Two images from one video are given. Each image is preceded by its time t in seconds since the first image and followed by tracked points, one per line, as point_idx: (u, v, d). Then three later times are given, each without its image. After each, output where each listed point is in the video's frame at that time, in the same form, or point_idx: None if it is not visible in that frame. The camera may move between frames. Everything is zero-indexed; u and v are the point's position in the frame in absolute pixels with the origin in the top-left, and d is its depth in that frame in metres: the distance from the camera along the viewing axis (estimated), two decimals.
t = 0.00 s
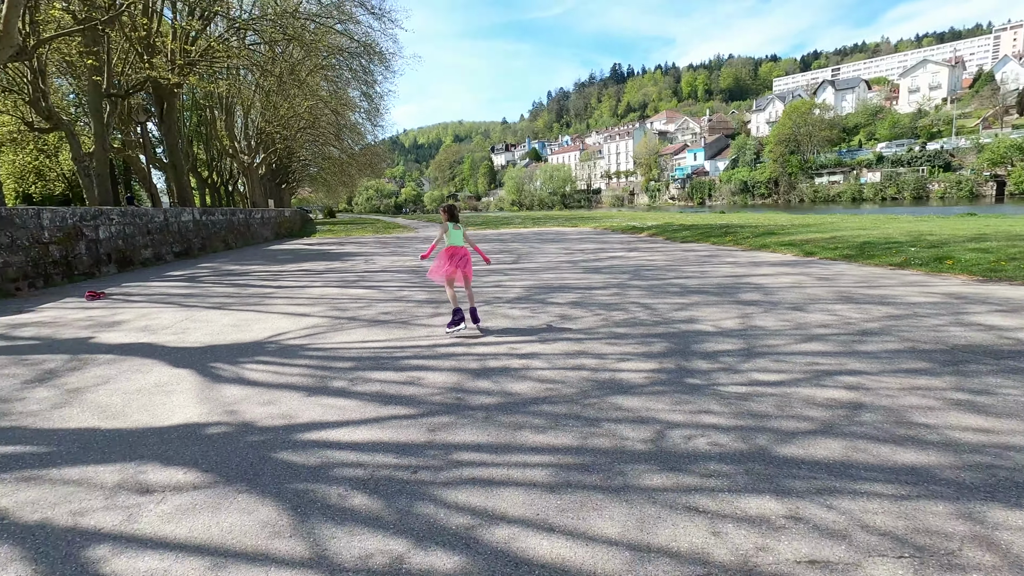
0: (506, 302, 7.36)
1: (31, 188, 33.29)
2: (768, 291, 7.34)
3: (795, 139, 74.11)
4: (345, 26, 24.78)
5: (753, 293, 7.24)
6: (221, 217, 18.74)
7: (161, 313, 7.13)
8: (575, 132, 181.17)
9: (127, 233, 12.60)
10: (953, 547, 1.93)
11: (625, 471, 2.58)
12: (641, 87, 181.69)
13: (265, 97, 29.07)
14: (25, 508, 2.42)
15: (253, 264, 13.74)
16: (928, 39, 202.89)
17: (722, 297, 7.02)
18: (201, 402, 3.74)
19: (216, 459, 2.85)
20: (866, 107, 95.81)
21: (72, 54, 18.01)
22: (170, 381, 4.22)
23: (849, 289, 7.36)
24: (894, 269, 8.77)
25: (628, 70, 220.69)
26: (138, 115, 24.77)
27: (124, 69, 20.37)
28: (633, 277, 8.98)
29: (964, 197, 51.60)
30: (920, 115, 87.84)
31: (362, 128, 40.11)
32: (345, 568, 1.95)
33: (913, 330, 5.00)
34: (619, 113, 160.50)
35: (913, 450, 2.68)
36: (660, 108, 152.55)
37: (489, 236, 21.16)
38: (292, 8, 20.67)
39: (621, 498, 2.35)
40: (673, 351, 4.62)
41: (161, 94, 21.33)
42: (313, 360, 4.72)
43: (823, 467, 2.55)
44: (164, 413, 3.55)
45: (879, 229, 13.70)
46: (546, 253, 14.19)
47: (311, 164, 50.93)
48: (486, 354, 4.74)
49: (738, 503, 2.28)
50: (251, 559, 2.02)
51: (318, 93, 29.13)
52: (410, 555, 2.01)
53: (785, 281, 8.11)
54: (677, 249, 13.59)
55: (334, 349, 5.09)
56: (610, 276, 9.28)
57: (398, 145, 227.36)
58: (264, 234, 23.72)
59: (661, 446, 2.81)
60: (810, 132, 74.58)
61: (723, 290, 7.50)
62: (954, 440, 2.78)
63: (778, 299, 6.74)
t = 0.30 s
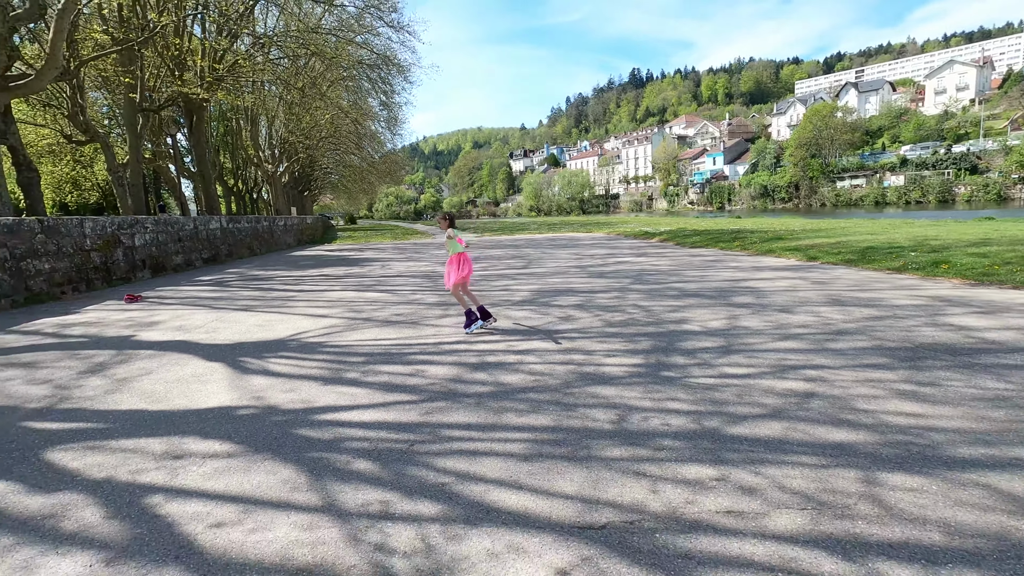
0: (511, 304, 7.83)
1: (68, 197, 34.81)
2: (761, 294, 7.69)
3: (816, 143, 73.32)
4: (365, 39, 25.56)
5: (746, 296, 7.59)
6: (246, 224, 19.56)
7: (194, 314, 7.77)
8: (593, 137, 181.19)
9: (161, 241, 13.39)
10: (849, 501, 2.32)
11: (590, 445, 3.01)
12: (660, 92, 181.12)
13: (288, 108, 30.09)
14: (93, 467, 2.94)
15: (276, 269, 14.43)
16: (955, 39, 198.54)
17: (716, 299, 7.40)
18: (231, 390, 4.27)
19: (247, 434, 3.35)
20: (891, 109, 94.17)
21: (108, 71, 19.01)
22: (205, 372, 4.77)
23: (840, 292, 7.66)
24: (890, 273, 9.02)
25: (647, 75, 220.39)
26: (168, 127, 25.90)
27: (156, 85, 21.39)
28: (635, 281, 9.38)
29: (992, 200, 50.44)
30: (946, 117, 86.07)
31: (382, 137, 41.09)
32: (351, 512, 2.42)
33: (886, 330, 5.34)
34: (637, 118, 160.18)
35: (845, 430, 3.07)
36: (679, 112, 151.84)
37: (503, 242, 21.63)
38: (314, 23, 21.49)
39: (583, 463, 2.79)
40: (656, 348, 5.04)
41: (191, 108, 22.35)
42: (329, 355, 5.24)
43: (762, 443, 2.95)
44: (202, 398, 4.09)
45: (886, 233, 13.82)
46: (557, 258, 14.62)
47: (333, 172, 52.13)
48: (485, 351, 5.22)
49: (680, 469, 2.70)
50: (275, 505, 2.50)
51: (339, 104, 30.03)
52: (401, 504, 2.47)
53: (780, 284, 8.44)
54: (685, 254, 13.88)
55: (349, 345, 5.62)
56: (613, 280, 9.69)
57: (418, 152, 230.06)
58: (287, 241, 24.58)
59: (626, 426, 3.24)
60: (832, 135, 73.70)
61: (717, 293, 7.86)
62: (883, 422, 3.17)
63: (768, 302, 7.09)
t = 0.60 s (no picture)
0: (519, 305, 8.25)
1: (96, 203, 36.05)
2: (760, 296, 8.01)
3: (833, 146, 72.69)
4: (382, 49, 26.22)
5: (744, 297, 7.94)
6: (268, 229, 20.27)
7: (224, 313, 8.33)
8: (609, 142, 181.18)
9: (189, 245, 14.08)
10: (794, 467, 2.72)
11: (580, 423, 3.44)
12: (676, 96, 180.56)
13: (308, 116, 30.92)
14: (152, 437, 3.43)
15: (298, 273, 15.04)
16: (979, 39, 194.81)
17: (715, 300, 7.75)
18: (264, 378, 4.77)
19: (279, 412, 3.84)
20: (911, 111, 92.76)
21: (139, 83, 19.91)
22: (240, 363, 5.29)
23: (836, 294, 7.95)
24: (889, 276, 9.25)
25: (663, 79, 219.89)
26: (193, 135, 26.83)
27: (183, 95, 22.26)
28: (641, 283, 9.74)
29: (1014, 203, 49.48)
30: (969, 120, 84.57)
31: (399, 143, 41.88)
32: (370, 473, 2.87)
33: (871, 328, 5.67)
34: (653, 123, 159.85)
35: (807, 413, 3.45)
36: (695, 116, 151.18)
37: (516, 246, 22.06)
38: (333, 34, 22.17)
39: (572, 436, 3.22)
40: (650, 343, 5.43)
41: (215, 117, 23.20)
42: (349, 350, 5.71)
43: (731, 422, 3.35)
44: (239, 385, 4.59)
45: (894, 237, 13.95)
46: (568, 262, 15.01)
47: (349, 178, 53.02)
48: (494, 345, 5.67)
49: (654, 441, 3.12)
50: (307, 467, 2.96)
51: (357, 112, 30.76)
52: (413, 466, 2.91)
53: (780, 286, 8.74)
54: (693, 257, 14.17)
55: (367, 340, 6.10)
56: (619, 282, 10.04)
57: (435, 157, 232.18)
58: (306, 245, 25.31)
59: (611, 409, 3.66)
60: (849, 138, 72.98)
61: (717, 295, 8.19)
62: (843, 405, 3.55)
63: (764, 303, 7.42)
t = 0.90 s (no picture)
0: (522, 302, 8.54)
1: (108, 204, 36.60)
2: (756, 294, 8.26)
3: (840, 146, 72.50)
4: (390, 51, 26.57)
5: (740, 295, 8.19)
6: (277, 230, 20.65)
7: (238, 309, 8.68)
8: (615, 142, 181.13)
9: (202, 245, 14.46)
10: (767, 444, 2.99)
11: (574, 407, 3.72)
12: (682, 96, 180.18)
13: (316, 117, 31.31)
14: (181, 419, 3.75)
15: (306, 272, 15.39)
16: (989, 39, 193.25)
17: (711, 298, 8.01)
18: (280, 368, 5.08)
19: (297, 398, 4.14)
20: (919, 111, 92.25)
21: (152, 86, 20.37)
22: (257, 354, 5.61)
23: (830, 292, 8.19)
24: (884, 275, 9.47)
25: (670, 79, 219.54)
26: (203, 136, 27.28)
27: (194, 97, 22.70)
28: (642, 282, 10.00)
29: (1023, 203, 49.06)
30: (977, 119, 84.04)
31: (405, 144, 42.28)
32: (382, 449, 3.16)
33: (857, 323, 5.93)
34: (659, 123, 159.66)
35: (785, 398, 3.72)
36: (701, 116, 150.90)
37: (521, 246, 22.32)
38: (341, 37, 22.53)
39: (567, 418, 3.51)
40: (645, 338, 5.70)
41: (226, 119, 23.62)
42: (359, 343, 6.02)
43: (714, 407, 3.63)
44: (258, 374, 4.91)
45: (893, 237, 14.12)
46: (571, 261, 15.27)
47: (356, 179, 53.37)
48: (497, 339, 5.96)
49: (641, 422, 3.40)
50: (325, 444, 3.27)
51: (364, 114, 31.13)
52: (421, 444, 3.21)
53: (776, 285, 8.98)
54: (695, 257, 14.39)
55: (376, 334, 6.41)
56: (620, 281, 10.31)
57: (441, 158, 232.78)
58: (314, 245, 25.70)
59: (604, 395, 3.95)
60: (856, 138, 72.73)
61: (714, 293, 8.44)
62: (820, 392, 3.82)
63: (758, 300, 7.67)
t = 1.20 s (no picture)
0: (530, 302, 8.65)
1: (118, 205, 37.01)
2: (762, 295, 8.33)
3: (847, 147, 72.23)
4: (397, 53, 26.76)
5: (746, 296, 8.26)
6: (286, 231, 20.85)
7: (251, 309, 8.83)
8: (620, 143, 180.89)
9: (213, 245, 14.65)
10: (773, 440, 3.09)
11: (585, 405, 3.83)
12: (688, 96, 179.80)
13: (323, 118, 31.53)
14: (204, 415, 3.88)
15: (315, 272, 15.55)
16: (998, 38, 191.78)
17: (717, 299, 8.08)
18: (296, 366, 5.21)
19: (314, 395, 4.27)
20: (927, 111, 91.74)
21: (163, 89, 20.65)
22: (273, 353, 5.74)
23: (835, 293, 8.25)
24: (890, 276, 9.52)
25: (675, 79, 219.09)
26: (212, 138, 27.57)
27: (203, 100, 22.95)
28: (649, 283, 10.09)
29: None
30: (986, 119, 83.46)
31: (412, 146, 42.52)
32: (401, 444, 3.28)
33: (863, 324, 6.00)
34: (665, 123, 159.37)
35: (792, 397, 3.81)
36: (707, 116, 150.51)
37: (527, 247, 22.42)
38: (348, 40, 22.71)
39: (578, 415, 3.62)
40: (653, 337, 5.80)
41: (235, 121, 23.86)
42: (371, 342, 6.14)
43: (722, 405, 3.72)
44: (275, 372, 5.04)
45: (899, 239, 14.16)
46: (577, 262, 15.36)
47: (362, 179, 53.66)
48: (507, 339, 6.07)
49: (651, 419, 3.50)
50: (345, 439, 3.38)
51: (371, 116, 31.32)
52: (438, 439, 3.32)
53: (782, 286, 9.05)
54: (701, 258, 14.45)
55: (388, 334, 6.53)
56: (626, 281, 10.40)
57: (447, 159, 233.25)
58: (322, 246, 25.90)
59: (614, 393, 4.05)
60: (863, 139, 72.40)
61: (720, 294, 8.52)
62: (825, 391, 3.91)
63: (764, 301, 7.75)
